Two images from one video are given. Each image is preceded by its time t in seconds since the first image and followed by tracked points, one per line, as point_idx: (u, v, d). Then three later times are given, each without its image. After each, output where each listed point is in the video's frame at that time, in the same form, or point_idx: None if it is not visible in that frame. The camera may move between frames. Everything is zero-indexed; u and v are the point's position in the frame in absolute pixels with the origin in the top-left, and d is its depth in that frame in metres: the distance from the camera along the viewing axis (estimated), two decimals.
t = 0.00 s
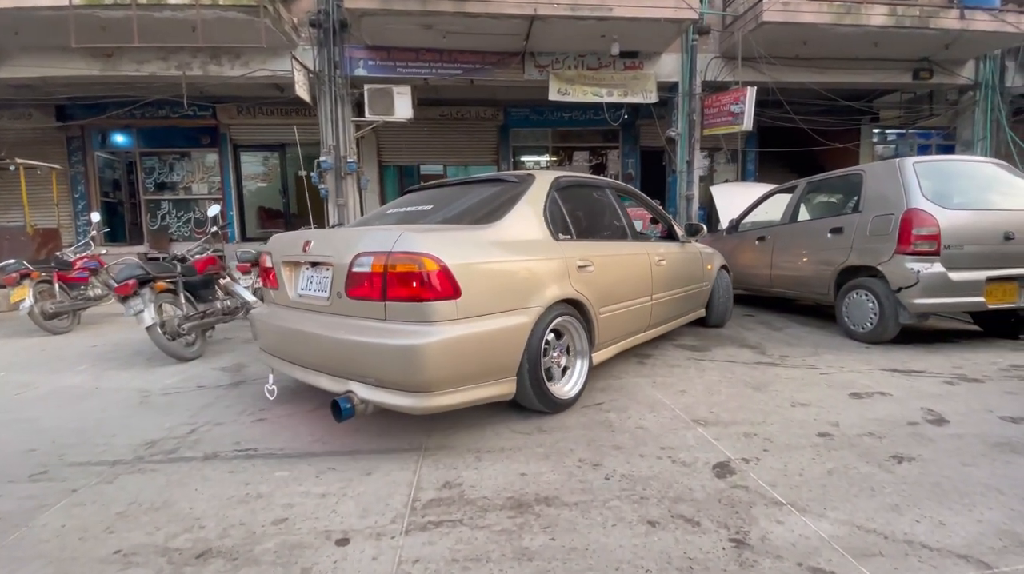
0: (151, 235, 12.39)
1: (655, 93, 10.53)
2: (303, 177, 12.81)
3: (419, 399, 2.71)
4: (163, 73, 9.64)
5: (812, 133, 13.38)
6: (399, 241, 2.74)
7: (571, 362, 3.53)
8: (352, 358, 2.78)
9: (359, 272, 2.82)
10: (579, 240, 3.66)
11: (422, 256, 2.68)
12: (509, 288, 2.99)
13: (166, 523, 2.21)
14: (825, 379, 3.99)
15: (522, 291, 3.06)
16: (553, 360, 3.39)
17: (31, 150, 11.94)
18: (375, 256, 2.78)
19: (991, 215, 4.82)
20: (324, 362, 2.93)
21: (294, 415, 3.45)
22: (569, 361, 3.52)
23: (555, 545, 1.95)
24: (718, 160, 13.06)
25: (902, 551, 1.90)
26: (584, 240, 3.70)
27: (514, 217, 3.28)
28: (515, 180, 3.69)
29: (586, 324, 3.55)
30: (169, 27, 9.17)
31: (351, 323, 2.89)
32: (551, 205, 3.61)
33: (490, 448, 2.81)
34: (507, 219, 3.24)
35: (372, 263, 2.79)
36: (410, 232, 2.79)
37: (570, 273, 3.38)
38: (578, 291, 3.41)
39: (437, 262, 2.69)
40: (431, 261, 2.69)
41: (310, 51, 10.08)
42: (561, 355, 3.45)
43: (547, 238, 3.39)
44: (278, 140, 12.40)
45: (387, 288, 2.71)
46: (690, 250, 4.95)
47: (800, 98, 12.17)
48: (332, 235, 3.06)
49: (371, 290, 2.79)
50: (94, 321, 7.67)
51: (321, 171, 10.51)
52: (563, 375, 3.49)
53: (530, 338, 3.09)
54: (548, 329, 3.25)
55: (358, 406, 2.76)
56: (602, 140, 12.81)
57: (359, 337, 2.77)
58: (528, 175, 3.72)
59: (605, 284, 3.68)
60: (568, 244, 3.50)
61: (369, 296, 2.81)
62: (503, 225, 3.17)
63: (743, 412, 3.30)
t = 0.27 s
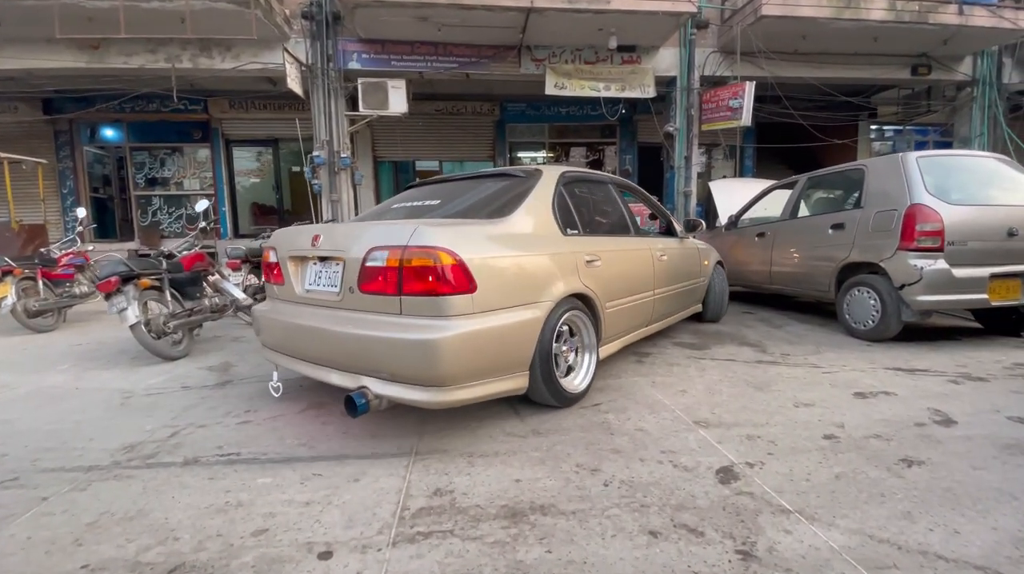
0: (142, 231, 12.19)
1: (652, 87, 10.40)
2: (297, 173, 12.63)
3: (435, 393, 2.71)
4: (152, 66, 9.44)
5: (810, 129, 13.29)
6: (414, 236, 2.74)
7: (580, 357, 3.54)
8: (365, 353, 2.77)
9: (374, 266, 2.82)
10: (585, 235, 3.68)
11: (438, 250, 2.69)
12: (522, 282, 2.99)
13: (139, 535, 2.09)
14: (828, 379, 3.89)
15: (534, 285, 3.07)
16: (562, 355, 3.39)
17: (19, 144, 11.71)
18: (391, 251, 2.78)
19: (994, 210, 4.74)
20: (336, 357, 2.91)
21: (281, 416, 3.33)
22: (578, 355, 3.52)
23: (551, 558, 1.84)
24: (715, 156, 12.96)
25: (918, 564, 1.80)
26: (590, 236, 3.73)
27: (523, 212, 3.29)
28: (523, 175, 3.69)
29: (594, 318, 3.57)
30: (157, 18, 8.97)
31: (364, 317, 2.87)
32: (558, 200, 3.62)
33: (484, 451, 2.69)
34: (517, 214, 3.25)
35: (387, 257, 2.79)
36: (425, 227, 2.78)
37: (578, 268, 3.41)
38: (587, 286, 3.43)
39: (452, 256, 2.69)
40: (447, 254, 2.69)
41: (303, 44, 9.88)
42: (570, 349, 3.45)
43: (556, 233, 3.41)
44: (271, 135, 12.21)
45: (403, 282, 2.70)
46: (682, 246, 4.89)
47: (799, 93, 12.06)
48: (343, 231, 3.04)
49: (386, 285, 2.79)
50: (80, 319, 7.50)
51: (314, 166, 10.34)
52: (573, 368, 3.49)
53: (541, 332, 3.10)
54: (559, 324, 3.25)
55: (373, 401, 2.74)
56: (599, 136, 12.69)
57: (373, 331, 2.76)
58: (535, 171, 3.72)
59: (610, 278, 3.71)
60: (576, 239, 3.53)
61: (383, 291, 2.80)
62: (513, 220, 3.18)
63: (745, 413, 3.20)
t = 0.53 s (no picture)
0: (138, 228, 12.06)
1: (654, 81, 10.21)
2: (294, 169, 12.48)
3: (446, 387, 2.65)
4: (145, 60, 9.28)
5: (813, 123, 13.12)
6: (424, 229, 2.67)
7: (586, 350, 3.49)
8: (374, 347, 2.71)
9: (382, 259, 2.76)
10: (592, 229, 3.62)
11: (449, 243, 2.63)
12: (532, 275, 2.95)
13: (105, 547, 1.95)
14: (837, 378, 3.75)
15: (544, 278, 3.03)
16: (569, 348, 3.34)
17: (13, 140, 11.57)
18: (400, 243, 2.71)
19: (1006, 203, 4.58)
20: (343, 352, 2.85)
21: (267, 418, 3.19)
22: (585, 348, 3.48)
23: None
24: (717, 152, 12.80)
25: None
26: (597, 229, 3.67)
27: (531, 205, 3.24)
28: (528, 168, 3.63)
29: (601, 312, 3.53)
30: (149, 11, 8.80)
31: (371, 312, 2.81)
32: (564, 193, 3.57)
33: (477, 455, 2.56)
34: (526, 206, 3.19)
35: (396, 249, 2.71)
36: (434, 220, 2.73)
37: (586, 261, 3.37)
38: (594, 280, 3.39)
39: (463, 250, 2.64)
40: (459, 247, 2.63)
41: (298, 37, 9.70)
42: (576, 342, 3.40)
43: (564, 227, 3.36)
44: (268, 131, 12.06)
45: (413, 276, 2.65)
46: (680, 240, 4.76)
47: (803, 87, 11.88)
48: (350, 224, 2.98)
49: (394, 277, 2.72)
50: (71, 317, 7.37)
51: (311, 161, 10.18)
52: (580, 362, 3.44)
53: (551, 325, 3.06)
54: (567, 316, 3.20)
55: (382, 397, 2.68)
56: (599, 131, 12.53)
57: (382, 325, 2.70)
58: (540, 164, 3.66)
59: (616, 273, 3.67)
60: (583, 233, 3.47)
61: (391, 284, 2.74)
62: (521, 213, 3.13)
63: (751, 414, 3.06)
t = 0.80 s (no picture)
0: (136, 227, 11.98)
1: (656, 77, 10.03)
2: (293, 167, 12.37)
3: (454, 387, 2.58)
4: (141, 57, 9.18)
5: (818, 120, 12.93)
6: (432, 226, 2.60)
7: (592, 348, 3.42)
8: (380, 346, 2.63)
9: (388, 257, 2.68)
10: (597, 226, 3.55)
11: (458, 241, 2.56)
12: (541, 272, 2.89)
13: (66, 567, 1.84)
14: (844, 381, 3.61)
15: (553, 275, 2.96)
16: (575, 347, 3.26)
17: (11, 140, 11.49)
18: (407, 241, 2.64)
19: (1019, 200, 4.43)
20: (347, 352, 2.77)
21: (251, 424, 3.07)
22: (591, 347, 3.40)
23: None
24: (720, 149, 12.64)
25: None
26: (601, 227, 3.60)
27: (537, 202, 3.17)
28: (533, 165, 3.54)
29: (607, 310, 3.47)
30: (144, 8, 8.69)
31: (376, 311, 2.73)
32: (570, 190, 3.48)
33: (467, 465, 2.43)
34: (533, 203, 3.12)
35: (404, 247, 2.64)
36: (442, 217, 2.66)
37: (592, 259, 3.30)
38: (600, 278, 3.33)
39: (473, 247, 2.57)
40: (468, 245, 2.56)
41: (295, 34, 9.55)
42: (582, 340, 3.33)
43: (570, 224, 3.29)
44: (266, 129, 11.95)
45: (421, 274, 2.58)
46: (678, 238, 4.62)
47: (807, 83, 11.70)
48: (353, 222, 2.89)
49: (401, 276, 2.64)
50: (64, 318, 7.28)
51: (308, 160, 10.06)
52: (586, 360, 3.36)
53: (559, 323, 2.99)
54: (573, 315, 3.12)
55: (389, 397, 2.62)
56: (601, 129, 12.38)
57: (389, 323, 2.63)
58: (545, 161, 3.58)
59: (621, 270, 3.61)
60: (588, 231, 3.40)
61: (398, 283, 2.66)
62: (527, 210, 3.05)
63: (756, 420, 2.92)
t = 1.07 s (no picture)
0: (134, 228, 11.90)
1: (656, 76, 9.90)
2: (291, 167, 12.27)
3: (467, 388, 2.52)
4: (137, 57, 9.08)
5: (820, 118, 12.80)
6: (443, 227, 2.53)
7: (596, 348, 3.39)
8: (388, 348, 2.56)
9: (397, 259, 2.60)
10: (602, 227, 3.48)
11: (471, 241, 2.50)
12: (551, 273, 2.84)
13: None
14: (850, 387, 3.49)
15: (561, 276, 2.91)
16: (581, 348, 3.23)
17: (8, 140, 11.40)
18: (417, 243, 2.57)
19: None
20: (353, 354, 2.69)
21: (236, 432, 2.97)
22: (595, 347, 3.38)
23: None
24: (721, 148, 12.52)
25: None
26: (606, 228, 3.53)
27: (545, 201, 3.10)
28: (538, 164, 3.47)
29: (612, 310, 3.43)
30: (138, 7, 8.59)
31: (385, 312, 2.66)
32: (575, 190, 3.42)
33: (457, 478, 2.32)
34: (540, 203, 3.06)
35: (414, 248, 2.57)
36: (453, 217, 2.59)
37: (599, 259, 3.25)
38: (606, 278, 3.28)
39: (484, 248, 2.51)
40: (480, 246, 2.50)
41: (292, 33, 9.44)
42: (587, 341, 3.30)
43: (576, 224, 3.23)
44: (264, 129, 11.85)
45: (432, 276, 2.50)
46: (679, 239, 4.55)
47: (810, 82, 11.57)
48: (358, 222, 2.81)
49: (411, 278, 2.57)
50: (57, 320, 7.18)
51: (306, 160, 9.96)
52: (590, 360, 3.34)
53: (567, 324, 2.94)
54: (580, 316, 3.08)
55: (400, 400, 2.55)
56: (601, 128, 12.26)
57: (400, 324, 2.56)
58: (550, 160, 3.50)
59: (626, 270, 3.56)
60: (594, 231, 3.34)
61: (408, 285, 2.59)
62: (535, 209, 2.99)
63: (759, 430, 2.81)
